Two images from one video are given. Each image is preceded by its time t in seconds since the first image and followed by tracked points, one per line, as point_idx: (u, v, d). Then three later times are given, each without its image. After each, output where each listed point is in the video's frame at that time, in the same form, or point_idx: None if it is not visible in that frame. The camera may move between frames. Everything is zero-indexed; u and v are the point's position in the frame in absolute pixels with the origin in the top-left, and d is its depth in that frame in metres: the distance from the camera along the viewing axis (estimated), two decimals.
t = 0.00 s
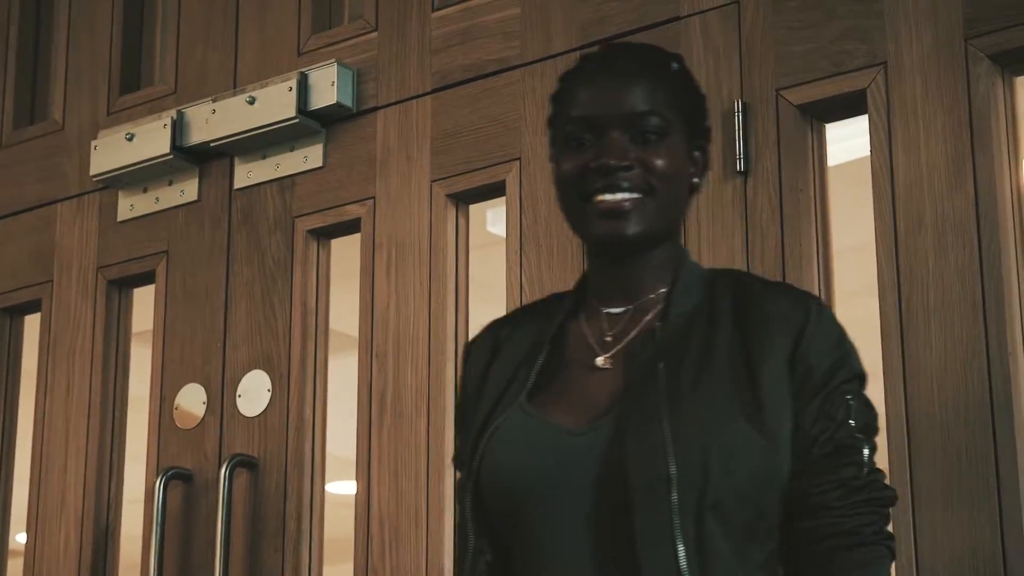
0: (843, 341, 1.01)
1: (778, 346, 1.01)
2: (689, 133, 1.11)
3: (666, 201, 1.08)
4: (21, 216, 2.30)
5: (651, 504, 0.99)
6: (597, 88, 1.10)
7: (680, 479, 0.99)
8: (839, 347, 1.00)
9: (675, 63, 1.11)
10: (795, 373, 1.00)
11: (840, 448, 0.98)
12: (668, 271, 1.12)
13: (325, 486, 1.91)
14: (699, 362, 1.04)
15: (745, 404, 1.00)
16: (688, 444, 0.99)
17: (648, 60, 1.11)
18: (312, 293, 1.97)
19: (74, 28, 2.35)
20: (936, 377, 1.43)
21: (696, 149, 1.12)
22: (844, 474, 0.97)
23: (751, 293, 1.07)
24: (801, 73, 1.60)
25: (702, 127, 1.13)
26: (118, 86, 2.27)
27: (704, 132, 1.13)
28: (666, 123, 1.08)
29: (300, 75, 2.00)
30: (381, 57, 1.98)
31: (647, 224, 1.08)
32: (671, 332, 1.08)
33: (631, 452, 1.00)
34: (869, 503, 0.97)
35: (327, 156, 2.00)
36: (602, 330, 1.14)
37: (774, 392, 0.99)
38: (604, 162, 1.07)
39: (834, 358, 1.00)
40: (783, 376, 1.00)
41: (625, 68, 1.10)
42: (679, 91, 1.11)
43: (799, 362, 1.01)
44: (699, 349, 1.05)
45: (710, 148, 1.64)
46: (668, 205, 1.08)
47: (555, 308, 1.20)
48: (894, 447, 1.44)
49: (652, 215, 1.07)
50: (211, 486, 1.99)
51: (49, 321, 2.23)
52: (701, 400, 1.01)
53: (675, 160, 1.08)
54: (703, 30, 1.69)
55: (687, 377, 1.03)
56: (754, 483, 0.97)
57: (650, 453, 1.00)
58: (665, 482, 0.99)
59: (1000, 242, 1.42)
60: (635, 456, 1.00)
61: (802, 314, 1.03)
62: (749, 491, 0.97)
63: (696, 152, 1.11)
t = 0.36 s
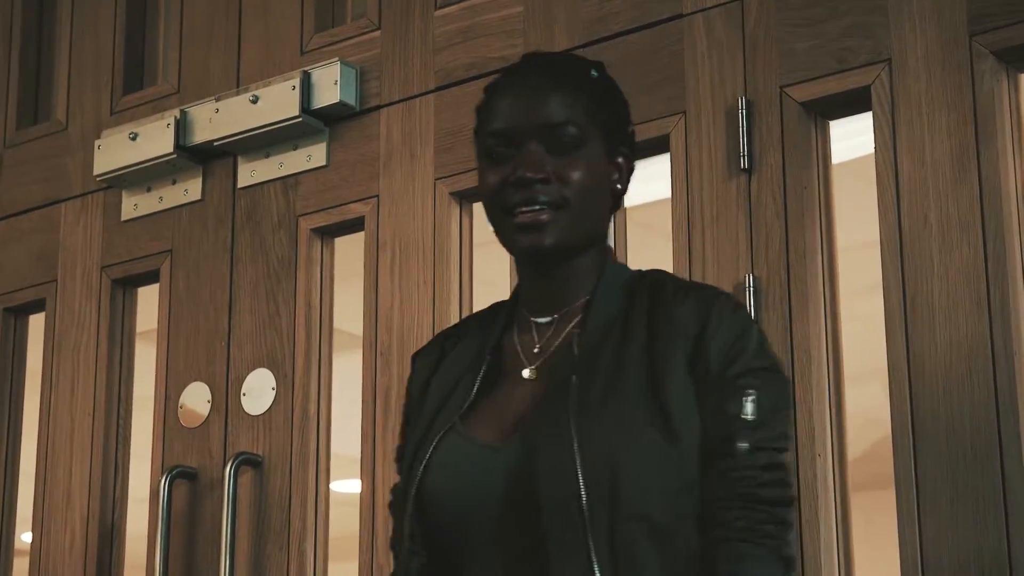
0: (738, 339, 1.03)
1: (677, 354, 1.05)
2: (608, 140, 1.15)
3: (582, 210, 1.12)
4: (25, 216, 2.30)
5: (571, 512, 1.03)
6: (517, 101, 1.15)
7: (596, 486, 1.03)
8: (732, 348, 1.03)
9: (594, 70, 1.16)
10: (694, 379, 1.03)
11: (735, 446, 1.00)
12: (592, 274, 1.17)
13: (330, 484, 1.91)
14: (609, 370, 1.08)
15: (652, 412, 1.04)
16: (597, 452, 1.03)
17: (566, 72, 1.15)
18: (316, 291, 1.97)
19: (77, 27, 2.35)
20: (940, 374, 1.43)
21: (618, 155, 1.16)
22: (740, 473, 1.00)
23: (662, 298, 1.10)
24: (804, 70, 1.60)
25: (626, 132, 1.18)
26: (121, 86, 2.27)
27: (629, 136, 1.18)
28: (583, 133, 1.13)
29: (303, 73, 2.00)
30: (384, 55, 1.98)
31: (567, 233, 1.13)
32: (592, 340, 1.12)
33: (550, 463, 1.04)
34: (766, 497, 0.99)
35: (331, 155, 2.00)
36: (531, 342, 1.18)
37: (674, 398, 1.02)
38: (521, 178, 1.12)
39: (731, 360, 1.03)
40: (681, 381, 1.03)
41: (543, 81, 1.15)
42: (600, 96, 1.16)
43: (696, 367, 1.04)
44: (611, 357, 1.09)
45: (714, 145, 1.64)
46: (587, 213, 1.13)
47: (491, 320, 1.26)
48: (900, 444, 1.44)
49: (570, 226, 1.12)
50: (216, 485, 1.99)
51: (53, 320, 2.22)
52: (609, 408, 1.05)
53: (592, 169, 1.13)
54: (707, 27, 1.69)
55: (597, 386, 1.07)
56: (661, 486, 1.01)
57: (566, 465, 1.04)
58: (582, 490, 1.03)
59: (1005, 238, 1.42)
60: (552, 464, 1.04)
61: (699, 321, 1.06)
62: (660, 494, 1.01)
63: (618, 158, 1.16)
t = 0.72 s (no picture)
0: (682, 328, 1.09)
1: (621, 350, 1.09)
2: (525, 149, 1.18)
3: (490, 213, 0.99)
4: (25, 200, 2.30)
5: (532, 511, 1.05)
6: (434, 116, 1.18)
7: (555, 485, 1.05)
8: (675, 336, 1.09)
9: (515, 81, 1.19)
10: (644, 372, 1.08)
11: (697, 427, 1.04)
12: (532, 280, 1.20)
13: (331, 469, 1.92)
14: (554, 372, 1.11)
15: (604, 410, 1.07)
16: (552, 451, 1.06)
17: (482, 72, 1.02)
18: (316, 275, 1.97)
19: (76, 11, 2.35)
20: (940, 359, 1.43)
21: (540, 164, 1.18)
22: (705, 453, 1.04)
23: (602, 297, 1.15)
24: (804, 54, 1.59)
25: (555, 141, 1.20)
26: (120, 70, 2.27)
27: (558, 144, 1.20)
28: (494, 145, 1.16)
29: (302, 58, 2.00)
30: (383, 39, 1.98)
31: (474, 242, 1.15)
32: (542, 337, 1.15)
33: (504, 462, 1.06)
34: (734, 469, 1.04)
35: (330, 139, 2.00)
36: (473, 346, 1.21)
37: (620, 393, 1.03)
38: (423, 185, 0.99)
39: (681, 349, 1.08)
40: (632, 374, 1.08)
41: (461, 85, 1.01)
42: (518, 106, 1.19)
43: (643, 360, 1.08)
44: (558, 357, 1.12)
45: (714, 129, 1.64)
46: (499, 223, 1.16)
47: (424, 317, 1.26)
48: (901, 429, 1.44)
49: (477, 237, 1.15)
50: (216, 469, 1.99)
51: (54, 305, 2.23)
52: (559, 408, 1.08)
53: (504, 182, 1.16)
54: (706, 11, 1.69)
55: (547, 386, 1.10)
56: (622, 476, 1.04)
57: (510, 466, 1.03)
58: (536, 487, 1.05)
59: (1005, 222, 1.41)
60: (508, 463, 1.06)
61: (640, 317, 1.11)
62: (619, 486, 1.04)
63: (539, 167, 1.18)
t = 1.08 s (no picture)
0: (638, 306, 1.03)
1: (573, 330, 1.03)
2: (487, 139, 1.12)
3: (450, 212, 1.10)
4: (26, 189, 2.30)
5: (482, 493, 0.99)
6: (397, 110, 1.13)
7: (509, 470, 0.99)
8: (627, 312, 1.02)
9: (477, 73, 1.13)
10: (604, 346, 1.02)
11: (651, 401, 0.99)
12: (500, 261, 1.13)
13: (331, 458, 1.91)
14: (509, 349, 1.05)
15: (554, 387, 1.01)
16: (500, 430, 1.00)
17: (448, 76, 1.13)
18: (316, 263, 1.97)
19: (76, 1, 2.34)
20: (940, 347, 1.43)
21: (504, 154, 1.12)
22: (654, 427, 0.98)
23: (557, 277, 1.08)
24: (804, 42, 1.59)
25: (516, 134, 1.13)
26: (121, 59, 2.27)
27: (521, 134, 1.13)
28: (457, 139, 1.11)
29: (302, 46, 1.99)
30: (384, 28, 1.97)
31: (443, 236, 1.10)
32: (494, 320, 1.08)
33: (449, 445, 1.00)
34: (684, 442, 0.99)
35: (330, 128, 2.00)
36: (441, 335, 1.16)
37: (570, 370, 1.01)
38: (389, 188, 1.10)
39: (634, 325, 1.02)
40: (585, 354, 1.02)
41: (426, 89, 1.13)
42: (479, 97, 1.13)
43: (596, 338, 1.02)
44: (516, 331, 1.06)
45: (714, 117, 1.64)
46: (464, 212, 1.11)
47: (410, 312, 1.23)
48: (901, 417, 1.44)
49: (441, 229, 1.10)
50: (216, 458, 1.99)
51: (54, 294, 2.23)
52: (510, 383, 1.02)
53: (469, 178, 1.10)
54: None
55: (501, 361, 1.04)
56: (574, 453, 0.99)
57: (459, 444, 1.00)
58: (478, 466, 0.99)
59: (1006, 210, 1.41)
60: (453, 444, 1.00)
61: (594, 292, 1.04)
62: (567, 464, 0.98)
63: (503, 156, 1.12)
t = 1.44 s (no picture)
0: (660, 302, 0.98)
1: (598, 324, 0.99)
2: (501, 131, 1.09)
3: (484, 206, 1.08)
4: (26, 190, 2.30)
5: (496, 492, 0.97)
6: (408, 107, 1.09)
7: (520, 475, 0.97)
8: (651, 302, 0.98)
9: (482, 62, 1.10)
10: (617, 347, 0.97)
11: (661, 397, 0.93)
12: (522, 255, 1.13)
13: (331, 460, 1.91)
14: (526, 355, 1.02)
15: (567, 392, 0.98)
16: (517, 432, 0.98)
17: (453, 68, 1.10)
18: (317, 264, 1.97)
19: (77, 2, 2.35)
20: (940, 348, 1.43)
21: (518, 144, 1.10)
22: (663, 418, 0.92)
23: (585, 271, 1.05)
24: (804, 44, 1.59)
25: (529, 128, 1.11)
26: (121, 60, 2.27)
27: (531, 129, 1.11)
28: (475, 134, 1.08)
29: (302, 48, 2.00)
30: (384, 29, 1.98)
31: (472, 231, 1.08)
32: (518, 318, 1.06)
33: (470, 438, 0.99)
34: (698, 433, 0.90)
35: (331, 130, 2.00)
36: (461, 325, 1.14)
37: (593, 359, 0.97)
38: (416, 189, 1.07)
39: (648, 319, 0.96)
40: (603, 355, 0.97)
41: (435, 83, 1.09)
42: (495, 88, 1.10)
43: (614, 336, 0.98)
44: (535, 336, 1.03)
45: (714, 118, 1.64)
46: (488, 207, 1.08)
47: (430, 307, 1.19)
48: (902, 417, 1.44)
49: (471, 227, 1.08)
50: (217, 459, 1.99)
51: (54, 295, 2.23)
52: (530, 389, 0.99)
53: (495, 175, 1.09)
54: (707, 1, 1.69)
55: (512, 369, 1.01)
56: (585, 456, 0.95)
57: (478, 439, 0.98)
58: (497, 463, 0.97)
59: (1006, 210, 1.41)
60: (474, 446, 0.98)
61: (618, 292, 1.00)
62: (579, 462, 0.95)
63: (519, 145, 1.10)
